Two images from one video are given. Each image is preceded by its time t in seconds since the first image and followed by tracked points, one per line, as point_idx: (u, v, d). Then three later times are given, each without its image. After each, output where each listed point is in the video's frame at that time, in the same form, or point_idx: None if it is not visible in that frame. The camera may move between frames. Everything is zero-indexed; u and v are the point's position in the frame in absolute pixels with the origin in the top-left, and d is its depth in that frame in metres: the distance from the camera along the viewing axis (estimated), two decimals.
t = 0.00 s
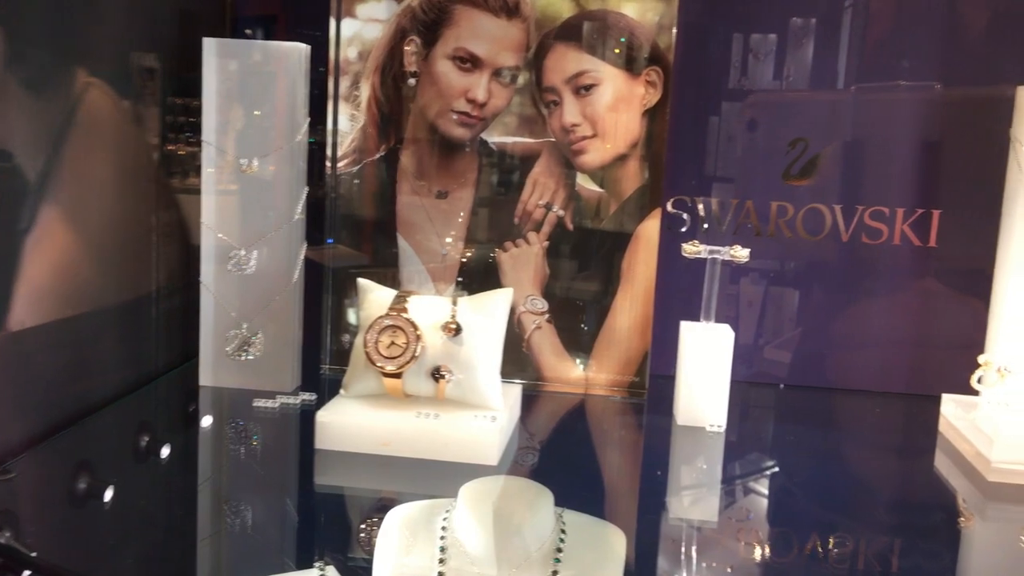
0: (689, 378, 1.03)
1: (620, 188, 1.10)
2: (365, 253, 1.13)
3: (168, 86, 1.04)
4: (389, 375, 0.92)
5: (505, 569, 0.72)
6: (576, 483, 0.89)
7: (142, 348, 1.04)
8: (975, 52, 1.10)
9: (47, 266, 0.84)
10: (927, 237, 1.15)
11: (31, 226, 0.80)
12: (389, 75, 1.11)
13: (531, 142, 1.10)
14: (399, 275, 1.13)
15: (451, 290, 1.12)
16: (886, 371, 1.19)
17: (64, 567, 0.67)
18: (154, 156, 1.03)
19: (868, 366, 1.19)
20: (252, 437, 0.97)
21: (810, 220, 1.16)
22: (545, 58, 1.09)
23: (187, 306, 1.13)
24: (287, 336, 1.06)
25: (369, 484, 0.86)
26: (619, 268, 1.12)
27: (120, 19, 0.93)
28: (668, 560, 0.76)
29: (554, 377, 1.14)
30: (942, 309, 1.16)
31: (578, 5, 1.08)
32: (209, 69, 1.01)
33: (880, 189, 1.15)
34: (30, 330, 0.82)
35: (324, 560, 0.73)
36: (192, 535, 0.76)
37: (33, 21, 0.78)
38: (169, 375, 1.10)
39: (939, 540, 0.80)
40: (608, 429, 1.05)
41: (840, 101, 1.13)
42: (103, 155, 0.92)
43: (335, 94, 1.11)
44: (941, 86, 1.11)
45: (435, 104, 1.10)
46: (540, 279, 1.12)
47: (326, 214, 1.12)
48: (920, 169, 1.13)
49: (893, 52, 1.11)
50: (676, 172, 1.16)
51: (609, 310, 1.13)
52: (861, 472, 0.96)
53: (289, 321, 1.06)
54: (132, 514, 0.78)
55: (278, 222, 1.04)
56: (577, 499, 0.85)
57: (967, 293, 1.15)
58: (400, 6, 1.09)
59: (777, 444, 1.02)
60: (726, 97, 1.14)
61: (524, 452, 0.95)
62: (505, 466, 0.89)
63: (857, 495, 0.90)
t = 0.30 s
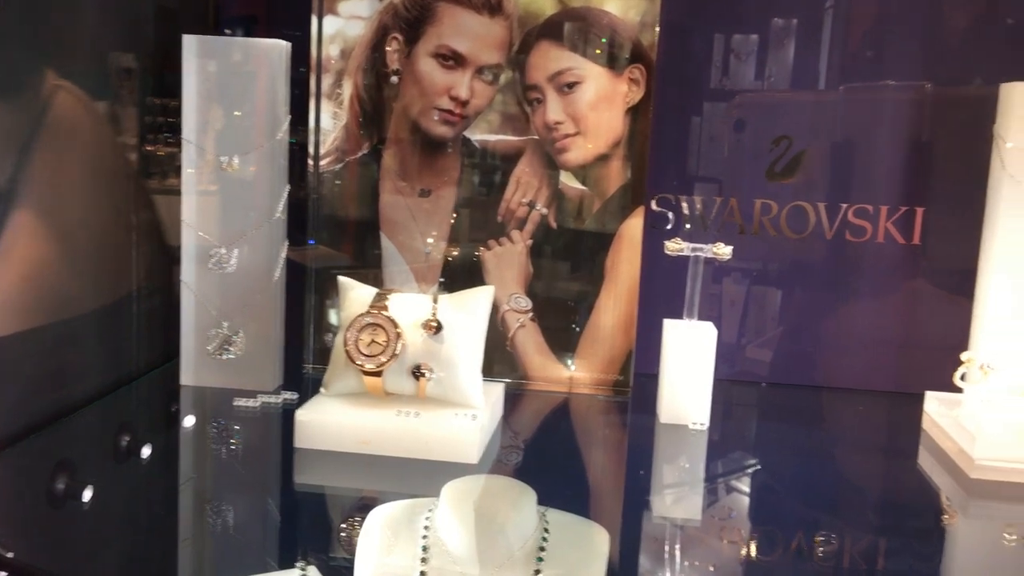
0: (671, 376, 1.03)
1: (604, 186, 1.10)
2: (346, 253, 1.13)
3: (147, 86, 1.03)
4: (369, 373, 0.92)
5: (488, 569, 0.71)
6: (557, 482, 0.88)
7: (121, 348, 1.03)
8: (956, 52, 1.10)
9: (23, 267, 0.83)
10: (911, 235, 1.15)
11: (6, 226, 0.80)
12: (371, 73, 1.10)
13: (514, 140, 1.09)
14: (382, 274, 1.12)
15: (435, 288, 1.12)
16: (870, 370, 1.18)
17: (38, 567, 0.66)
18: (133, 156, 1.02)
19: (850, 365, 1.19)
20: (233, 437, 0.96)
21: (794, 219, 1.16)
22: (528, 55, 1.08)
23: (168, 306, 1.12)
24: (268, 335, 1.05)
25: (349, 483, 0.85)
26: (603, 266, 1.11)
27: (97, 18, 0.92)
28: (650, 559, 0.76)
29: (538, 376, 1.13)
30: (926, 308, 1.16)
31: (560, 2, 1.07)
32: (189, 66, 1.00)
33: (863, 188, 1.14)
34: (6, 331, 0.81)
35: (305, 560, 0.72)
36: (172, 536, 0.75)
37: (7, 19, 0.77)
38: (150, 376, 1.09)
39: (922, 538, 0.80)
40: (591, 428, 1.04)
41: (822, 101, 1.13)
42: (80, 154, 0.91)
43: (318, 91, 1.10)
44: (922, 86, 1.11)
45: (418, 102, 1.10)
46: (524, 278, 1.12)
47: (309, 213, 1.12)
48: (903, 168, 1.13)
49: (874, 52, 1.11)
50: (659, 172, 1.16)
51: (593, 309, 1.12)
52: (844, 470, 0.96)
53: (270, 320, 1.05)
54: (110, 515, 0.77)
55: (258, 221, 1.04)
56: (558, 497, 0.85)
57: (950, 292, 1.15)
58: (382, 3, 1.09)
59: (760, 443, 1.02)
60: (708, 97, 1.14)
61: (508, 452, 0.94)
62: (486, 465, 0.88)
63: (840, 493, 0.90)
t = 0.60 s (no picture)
0: (645, 377, 1.03)
1: (578, 187, 1.09)
2: (319, 255, 1.12)
3: (118, 87, 1.02)
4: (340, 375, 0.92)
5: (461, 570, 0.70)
6: (530, 483, 0.88)
7: (92, 351, 1.02)
8: (927, 53, 1.10)
9: None
10: (885, 235, 1.15)
11: None
12: (345, 74, 1.10)
13: (489, 141, 1.09)
14: (356, 276, 1.12)
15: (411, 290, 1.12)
16: (845, 370, 1.19)
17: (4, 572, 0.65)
18: (102, 158, 1.01)
19: (823, 364, 1.19)
20: (207, 439, 0.95)
21: (769, 219, 1.16)
22: (502, 56, 1.08)
23: (140, 308, 1.11)
24: (241, 337, 1.05)
25: (321, 486, 0.85)
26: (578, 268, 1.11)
27: (65, 19, 0.92)
28: (622, 559, 0.75)
29: (513, 377, 1.13)
30: (899, 308, 1.16)
31: (534, 3, 1.07)
32: (160, 67, 1.00)
33: (837, 188, 1.15)
34: None
35: (280, 562, 0.72)
36: (146, 539, 0.74)
37: None
38: (122, 378, 1.09)
39: (894, 537, 0.80)
40: (566, 429, 1.04)
41: (794, 103, 1.13)
42: (47, 156, 0.91)
43: (292, 92, 1.10)
44: (894, 87, 1.11)
45: (393, 103, 1.10)
46: (500, 279, 1.12)
47: (284, 214, 1.12)
48: (875, 169, 1.13)
49: (845, 54, 1.11)
50: (632, 173, 1.16)
51: (568, 310, 1.12)
52: (817, 470, 0.96)
53: (244, 321, 1.05)
54: (81, 518, 0.76)
55: (231, 222, 1.03)
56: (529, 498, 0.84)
57: (923, 291, 1.16)
58: (355, 4, 1.08)
59: (734, 443, 1.02)
60: (681, 99, 1.14)
61: (483, 453, 0.94)
62: (457, 466, 0.88)
63: (813, 492, 0.90)
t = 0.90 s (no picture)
0: (622, 377, 1.03)
1: (557, 187, 1.10)
2: (296, 256, 1.12)
3: (93, 88, 1.02)
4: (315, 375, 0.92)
5: (437, 569, 0.70)
6: (506, 482, 0.88)
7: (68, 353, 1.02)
8: (901, 55, 1.11)
9: None
10: (862, 235, 1.15)
11: None
12: (323, 74, 1.10)
13: (467, 142, 1.09)
14: (334, 275, 1.12)
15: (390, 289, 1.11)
16: (823, 369, 1.19)
17: None
18: (77, 160, 1.00)
19: (800, 364, 1.19)
20: (183, 440, 0.94)
21: (747, 219, 1.16)
22: (480, 57, 1.08)
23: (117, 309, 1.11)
24: (217, 338, 1.04)
25: (297, 486, 0.84)
26: (557, 267, 1.11)
27: (38, 19, 0.91)
28: (599, 559, 0.75)
29: (492, 377, 1.13)
30: (876, 308, 1.17)
31: (511, 4, 1.07)
32: (136, 67, 0.99)
33: (814, 188, 1.15)
34: None
35: (256, 564, 0.72)
36: (122, 542, 0.74)
37: None
38: (99, 380, 1.08)
39: (871, 536, 0.81)
40: (543, 429, 1.04)
41: (770, 104, 1.13)
42: (23, 155, 0.90)
43: (269, 92, 1.10)
44: (868, 88, 1.12)
45: (370, 103, 1.10)
46: (478, 280, 1.11)
47: (261, 215, 1.12)
48: (852, 169, 1.14)
49: (820, 55, 1.12)
50: (610, 174, 1.16)
51: (547, 310, 1.12)
52: (795, 469, 0.96)
53: (220, 322, 1.04)
54: (54, 521, 0.76)
55: (207, 223, 1.03)
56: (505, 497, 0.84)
57: (900, 290, 1.16)
58: (333, 4, 1.08)
59: (711, 443, 1.02)
60: (656, 100, 1.14)
61: (462, 454, 0.94)
62: (432, 466, 0.88)
63: (790, 492, 0.90)
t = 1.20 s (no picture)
0: (586, 377, 1.03)
1: (522, 187, 1.09)
2: (257, 258, 1.12)
3: (52, 88, 1.01)
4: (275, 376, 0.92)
5: (401, 570, 0.69)
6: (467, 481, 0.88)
7: (28, 356, 1.00)
8: (862, 57, 1.11)
9: None
10: (825, 235, 1.16)
11: None
12: (287, 74, 1.09)
13: (432, 142, 1.09)
14: (302, 278, 1.11)
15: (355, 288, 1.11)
16: (788, 368, 1.20)
17: None
18: (34, 160, 0.99)
19: (764, 363, 1.20)
20: (143, 441, 0.93)
21: (712, 220, 1.17)
22: (444, 57, 1.08)
23: (78, 311, 1.09)
24: (178, 339, 1.03)
25: (257, 488, 0.84)
26: (523, 267, 1.11)
27: None
28: (562, 559, 0.75)
29: (457, 377, 1.13)
30: (838, 307, 1.17)
31: (475, 4, 1.07)
32: (95, 66, 0.99)
33: (778, 188, 1.16)
34: None
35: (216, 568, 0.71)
36: (84, 546, 0.73)
37: None
38: (59, 382, 1.07)
39: (835, 534, 0.81)
40: (508, 430, 1.04)
41: (733, 105, 1.14)
42: None
43: (232, 92, 1.10)
44: (830, 90, 1.12)
45: (335, 103, 1.09)
46: (443, 280, 1.11)
47: (224, 216, 1.12)
48: (814, 170, 1.14)
49: (782, 57, 1.12)
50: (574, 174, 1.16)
51: (513, 310, 1.12)
52: (758, 468, 0.97)
53: (182, 323, 1.03)
54: (10, 525, 0.75)
55: (168, 223, 1.02)
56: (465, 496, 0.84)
57: (863, 288, 1.16)
58: (296, 4, 1.08)
59: (675, 442, 1.02)
60: (619, 101, 1.14)
61: (429, 455, 0.93)
62: (392, 467, 0.87)
63: (753, 492, 0.90)
